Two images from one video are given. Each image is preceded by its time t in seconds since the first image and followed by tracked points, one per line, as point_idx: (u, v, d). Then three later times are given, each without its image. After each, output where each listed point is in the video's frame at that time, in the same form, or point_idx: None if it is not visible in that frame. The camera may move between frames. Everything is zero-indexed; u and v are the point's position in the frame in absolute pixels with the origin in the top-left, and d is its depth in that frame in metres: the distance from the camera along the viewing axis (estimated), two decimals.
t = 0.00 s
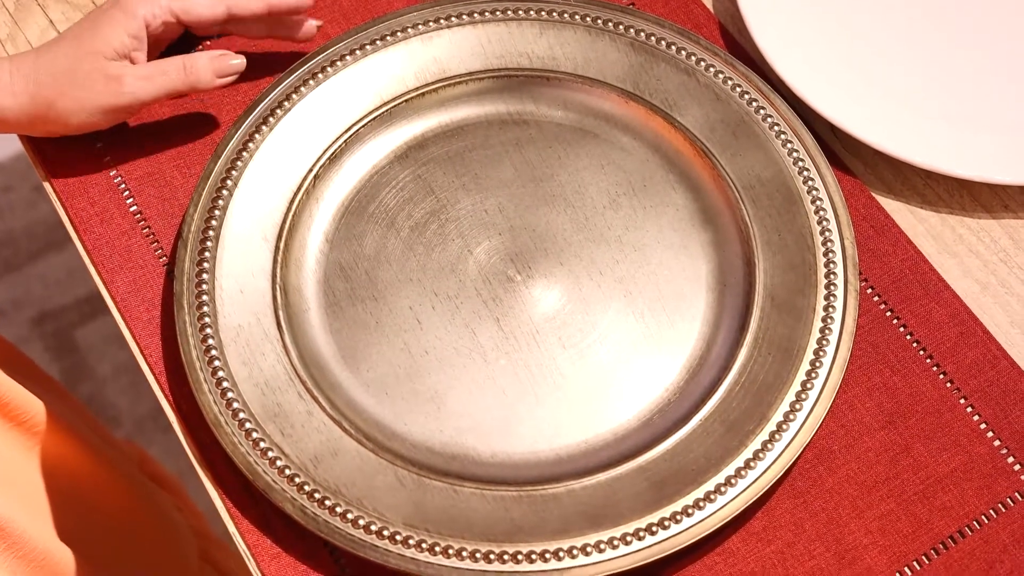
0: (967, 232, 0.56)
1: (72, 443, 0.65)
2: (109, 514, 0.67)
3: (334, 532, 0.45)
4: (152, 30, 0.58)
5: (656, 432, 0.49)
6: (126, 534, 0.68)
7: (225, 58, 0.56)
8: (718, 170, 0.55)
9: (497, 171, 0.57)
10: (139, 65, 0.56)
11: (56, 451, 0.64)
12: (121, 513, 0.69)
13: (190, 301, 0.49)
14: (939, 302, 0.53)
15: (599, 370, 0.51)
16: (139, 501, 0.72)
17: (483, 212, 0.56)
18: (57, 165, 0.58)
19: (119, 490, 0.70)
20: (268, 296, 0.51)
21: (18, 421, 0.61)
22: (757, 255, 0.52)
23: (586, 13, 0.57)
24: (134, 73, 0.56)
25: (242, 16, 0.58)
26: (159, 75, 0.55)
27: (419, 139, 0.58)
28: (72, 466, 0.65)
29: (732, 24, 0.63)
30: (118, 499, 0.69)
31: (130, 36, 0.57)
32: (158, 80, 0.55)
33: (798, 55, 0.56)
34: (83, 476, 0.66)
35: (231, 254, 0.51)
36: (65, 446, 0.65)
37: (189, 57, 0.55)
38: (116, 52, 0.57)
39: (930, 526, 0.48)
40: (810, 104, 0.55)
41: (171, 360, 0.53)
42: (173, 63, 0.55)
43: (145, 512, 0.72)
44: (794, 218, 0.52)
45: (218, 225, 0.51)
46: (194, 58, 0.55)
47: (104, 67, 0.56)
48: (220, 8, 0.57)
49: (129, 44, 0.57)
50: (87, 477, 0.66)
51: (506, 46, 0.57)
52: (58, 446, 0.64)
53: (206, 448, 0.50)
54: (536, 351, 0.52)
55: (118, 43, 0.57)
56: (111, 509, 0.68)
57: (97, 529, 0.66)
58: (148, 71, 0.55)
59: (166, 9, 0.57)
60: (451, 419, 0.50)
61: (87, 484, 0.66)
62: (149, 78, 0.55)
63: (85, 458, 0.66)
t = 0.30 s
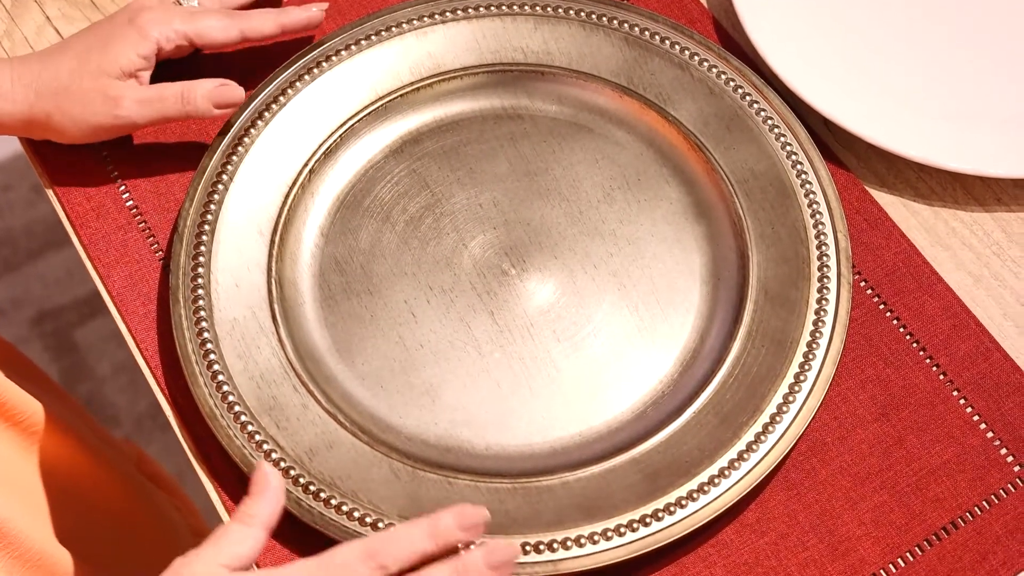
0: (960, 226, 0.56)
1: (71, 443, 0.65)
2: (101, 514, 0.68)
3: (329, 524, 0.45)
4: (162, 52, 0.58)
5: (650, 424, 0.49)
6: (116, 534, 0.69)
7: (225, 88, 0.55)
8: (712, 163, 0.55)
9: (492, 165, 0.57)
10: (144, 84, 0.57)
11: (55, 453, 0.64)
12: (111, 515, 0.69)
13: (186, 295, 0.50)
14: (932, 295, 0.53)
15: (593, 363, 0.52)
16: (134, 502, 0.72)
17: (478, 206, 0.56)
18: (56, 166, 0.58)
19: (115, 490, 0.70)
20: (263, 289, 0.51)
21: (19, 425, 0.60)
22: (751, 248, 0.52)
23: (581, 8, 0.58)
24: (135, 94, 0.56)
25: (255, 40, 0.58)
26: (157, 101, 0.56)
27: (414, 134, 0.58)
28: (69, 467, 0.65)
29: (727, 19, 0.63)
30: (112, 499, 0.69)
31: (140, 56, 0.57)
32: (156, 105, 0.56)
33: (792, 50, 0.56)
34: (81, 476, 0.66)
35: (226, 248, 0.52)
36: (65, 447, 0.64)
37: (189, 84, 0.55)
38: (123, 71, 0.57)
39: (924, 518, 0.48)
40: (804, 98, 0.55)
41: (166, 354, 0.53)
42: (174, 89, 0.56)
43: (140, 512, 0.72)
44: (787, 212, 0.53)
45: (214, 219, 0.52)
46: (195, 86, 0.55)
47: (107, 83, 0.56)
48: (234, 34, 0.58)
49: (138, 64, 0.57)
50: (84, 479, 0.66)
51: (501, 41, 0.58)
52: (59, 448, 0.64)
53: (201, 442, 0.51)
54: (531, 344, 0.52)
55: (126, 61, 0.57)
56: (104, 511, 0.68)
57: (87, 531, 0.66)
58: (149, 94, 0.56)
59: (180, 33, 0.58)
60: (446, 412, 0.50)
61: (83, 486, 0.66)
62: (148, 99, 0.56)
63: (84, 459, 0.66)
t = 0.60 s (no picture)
0: (965, 224, 0.56)
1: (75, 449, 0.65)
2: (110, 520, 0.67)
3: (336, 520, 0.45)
4: (174, 57, 0.59)
5: (657, 422, 0.50)
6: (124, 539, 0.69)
7: (240, 108, 0.53)
8: (717, 162, 0.55)
9: (498, 164, 0.57)
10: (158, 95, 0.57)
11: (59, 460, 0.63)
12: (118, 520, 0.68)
13: (193, 293, 0.50)
14: (937, 293, 0.54)
15: (600, 360, 0.52)
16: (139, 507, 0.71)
17: (484, 204, 0.56)
18: (66, 167, 0.59)
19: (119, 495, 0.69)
20: (270, 288, 0.52)
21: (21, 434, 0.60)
22: (756, 246, 0.53)
23: (586, 7, 0.58)
24: (151, 106, 0.56)
25: (265, 51, 0.59)
26: (174, 116, 0.56)
27: (420, 133, 0.58)
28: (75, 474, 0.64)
29: (731, 18, 0.64)
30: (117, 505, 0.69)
31: (153, 63, 0.57)
32: (172, 120, 0.56)
33: (796, 49, 0.56)
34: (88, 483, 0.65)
35: (234, 247, 0.52)
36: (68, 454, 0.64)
37: (206, 103, 0.54)
38: (138, 78, 0.57)
39: (930, 515, 0.48)
40: (808, 97, 0.55)
41: (174, 353, 0.53)
42: (191, 106, 0.55)
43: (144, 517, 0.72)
44: (792, 210, 0.53)
45: (221, 218, 0.52)
46: (213, 105, 0.54)
47: (122, 93, 0.56)
48: (245, 43, 0.58)
49: (151, 70, 0.57)
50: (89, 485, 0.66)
51: (506, 40, 0.58)
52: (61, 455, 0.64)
53: (210, 439, 0.51)
54: (537, 342, 0.52)
55: (140, 68, 0.57)
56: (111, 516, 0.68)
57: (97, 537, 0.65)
58: (165, 109, 0.56)
59: (192, 39, 0.58)
60: (452, 410, 0.50)
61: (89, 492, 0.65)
62: (164, 113, 0.56)
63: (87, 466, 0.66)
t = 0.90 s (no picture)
0: (973, 222, 0.56)
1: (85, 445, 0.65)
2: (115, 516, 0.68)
3: (346, 515, 0.45)
4: (182, 54, 0.59)
5: (665, 418, 0.50)
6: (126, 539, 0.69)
7: (247, 98, 0.54)
8: (725, 160, 0.55)
9: (507, 162, 0.58)
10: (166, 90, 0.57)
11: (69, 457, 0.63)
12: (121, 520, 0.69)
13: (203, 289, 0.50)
14: (945, 290, 0.54)
15: (608, 357, 0.52)
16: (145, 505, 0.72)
17: (493, 202, 0.57)
18: (77, 165, 0.59)
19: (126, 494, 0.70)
20: (280, 284, 0.52)
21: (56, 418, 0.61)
22: (765, 243, 0.53)
23: (595, 6, 0.58)
24: (159, 100, 0.56)
25: (273, 48, 0.59)
26: (181, 108, 0.56)
27: (430, 131, 0.59)
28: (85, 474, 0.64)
29: (739, 18, 0.64)
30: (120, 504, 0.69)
31: (161, 59, 0.57)
32: (179, 112, 0.56)
33: (804, 47, 0.56)
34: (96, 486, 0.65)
35: (244, 243, 0.52)
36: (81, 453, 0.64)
37: (213, 94, 0.55)
38: (146, 75, 0.57)
39: (938, 510, 0.48)
40: (817, 95, 0.55)
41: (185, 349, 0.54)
42: (198, 97, 0.56)
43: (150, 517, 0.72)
44: (801, 207, 0.53)
45: (231, 214, 0.52)
46: (220, 96, 0.55)
47: (129, 86, 0.56)
48: (253, 40, 0.58)
49: (159, 67, 0.57)
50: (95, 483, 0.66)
51: (516, 38, 0.58)
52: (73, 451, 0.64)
53: (218, 434, 0.51)
54: (546, 339, 0.52)
55: (148, 65, 0.57)
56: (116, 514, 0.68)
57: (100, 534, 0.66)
58: (173, 102, 0.56)
59: (200, 36, 0.58)
60: (462, 406, 0.50)
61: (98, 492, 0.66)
62: (172, 106, 0.56)
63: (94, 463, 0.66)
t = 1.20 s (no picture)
0: (972, 219, 0.57)
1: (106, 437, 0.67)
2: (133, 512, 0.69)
3: (349, 510, 0.45)
4: (176, 35, 0.59)
5: (667, 413, 0.50)
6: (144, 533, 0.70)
7: (247, 60, 0.57)
8: (727, 158, 0.56)
9: (509, 160, 0.58)
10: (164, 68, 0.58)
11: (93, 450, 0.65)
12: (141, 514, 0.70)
13: (207, 285, 0.50)
14: (945, 286, 0.54)
15: (610, 353, 0.52)
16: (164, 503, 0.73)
17: (495, 199, 0.57)
18: (78, 158, 0.59)
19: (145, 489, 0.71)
20: (283, 280, 0.52)
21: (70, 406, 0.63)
22: (766, 240, 0.53)
23: (597, 5, 0.59)
24: (159, 76, 0.57)
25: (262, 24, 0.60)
26: (183, 80, 0.57)
27: (432, 128, 0.59)
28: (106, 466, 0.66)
29: (740, 17, 0.64)
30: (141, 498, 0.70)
31: (155, 41, 0.58)
32: (183, 85, 0.57)
33: (805, 46, 0.56)
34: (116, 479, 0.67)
35: (246, 240, 0.52)
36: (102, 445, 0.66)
37: (212, 60, 0.57)
38: (143, 56, 0.58)
39: (938, 506, 0.48)
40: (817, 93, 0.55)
41: (187, 344, 0.54)
42: (197, 66, 0.57)
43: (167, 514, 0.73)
44: (802, 205, 0.53)
45: (235, 211, 0.52)
46: (219, 60, 0.57)
47: (128, 68, 0.57)
48: (243, 14, 0.59)
49: (154, 49, 0.58)
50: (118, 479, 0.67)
51: (518, 36, 0.59)
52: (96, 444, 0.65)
53: (222, 429, 0.51)
54: (548, 335, 0.53)
55: (143, 47, 0.57)
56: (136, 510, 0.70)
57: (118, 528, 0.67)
58: (173, 75, 0.57)
59: (191, 14, 0.59)
60: (465, 402, 0.51)
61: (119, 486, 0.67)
62: (173, 80, 0.57)
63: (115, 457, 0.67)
